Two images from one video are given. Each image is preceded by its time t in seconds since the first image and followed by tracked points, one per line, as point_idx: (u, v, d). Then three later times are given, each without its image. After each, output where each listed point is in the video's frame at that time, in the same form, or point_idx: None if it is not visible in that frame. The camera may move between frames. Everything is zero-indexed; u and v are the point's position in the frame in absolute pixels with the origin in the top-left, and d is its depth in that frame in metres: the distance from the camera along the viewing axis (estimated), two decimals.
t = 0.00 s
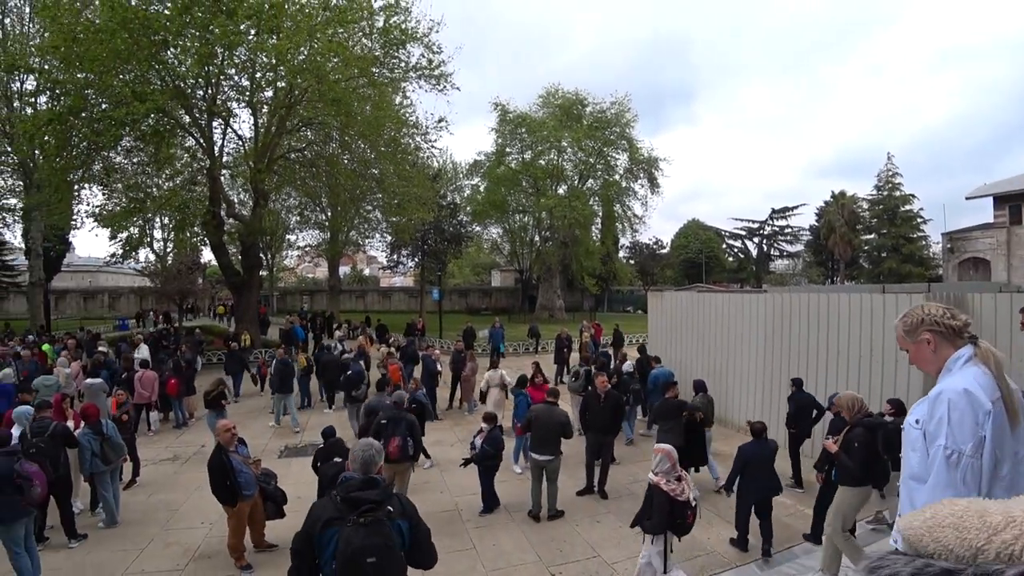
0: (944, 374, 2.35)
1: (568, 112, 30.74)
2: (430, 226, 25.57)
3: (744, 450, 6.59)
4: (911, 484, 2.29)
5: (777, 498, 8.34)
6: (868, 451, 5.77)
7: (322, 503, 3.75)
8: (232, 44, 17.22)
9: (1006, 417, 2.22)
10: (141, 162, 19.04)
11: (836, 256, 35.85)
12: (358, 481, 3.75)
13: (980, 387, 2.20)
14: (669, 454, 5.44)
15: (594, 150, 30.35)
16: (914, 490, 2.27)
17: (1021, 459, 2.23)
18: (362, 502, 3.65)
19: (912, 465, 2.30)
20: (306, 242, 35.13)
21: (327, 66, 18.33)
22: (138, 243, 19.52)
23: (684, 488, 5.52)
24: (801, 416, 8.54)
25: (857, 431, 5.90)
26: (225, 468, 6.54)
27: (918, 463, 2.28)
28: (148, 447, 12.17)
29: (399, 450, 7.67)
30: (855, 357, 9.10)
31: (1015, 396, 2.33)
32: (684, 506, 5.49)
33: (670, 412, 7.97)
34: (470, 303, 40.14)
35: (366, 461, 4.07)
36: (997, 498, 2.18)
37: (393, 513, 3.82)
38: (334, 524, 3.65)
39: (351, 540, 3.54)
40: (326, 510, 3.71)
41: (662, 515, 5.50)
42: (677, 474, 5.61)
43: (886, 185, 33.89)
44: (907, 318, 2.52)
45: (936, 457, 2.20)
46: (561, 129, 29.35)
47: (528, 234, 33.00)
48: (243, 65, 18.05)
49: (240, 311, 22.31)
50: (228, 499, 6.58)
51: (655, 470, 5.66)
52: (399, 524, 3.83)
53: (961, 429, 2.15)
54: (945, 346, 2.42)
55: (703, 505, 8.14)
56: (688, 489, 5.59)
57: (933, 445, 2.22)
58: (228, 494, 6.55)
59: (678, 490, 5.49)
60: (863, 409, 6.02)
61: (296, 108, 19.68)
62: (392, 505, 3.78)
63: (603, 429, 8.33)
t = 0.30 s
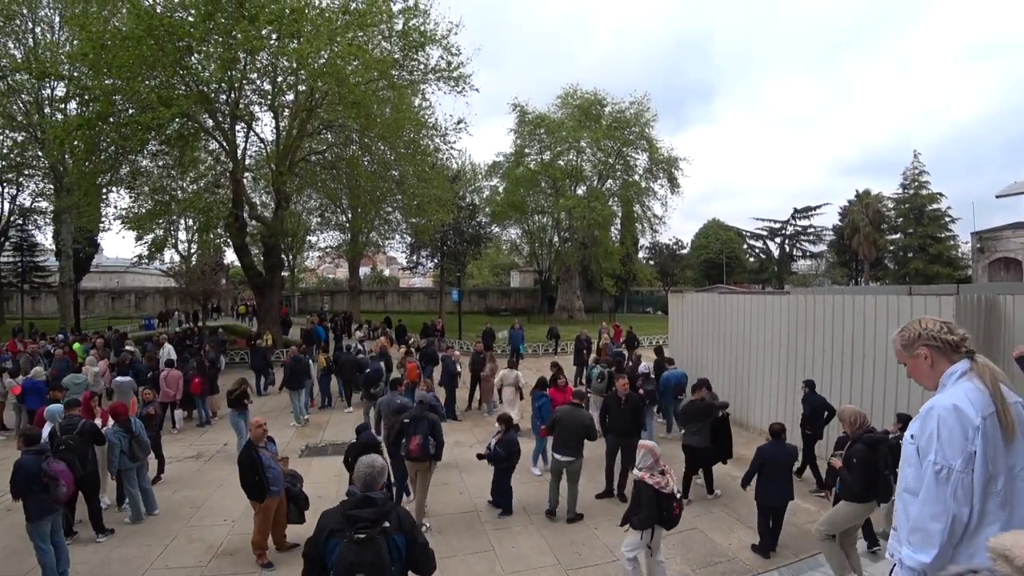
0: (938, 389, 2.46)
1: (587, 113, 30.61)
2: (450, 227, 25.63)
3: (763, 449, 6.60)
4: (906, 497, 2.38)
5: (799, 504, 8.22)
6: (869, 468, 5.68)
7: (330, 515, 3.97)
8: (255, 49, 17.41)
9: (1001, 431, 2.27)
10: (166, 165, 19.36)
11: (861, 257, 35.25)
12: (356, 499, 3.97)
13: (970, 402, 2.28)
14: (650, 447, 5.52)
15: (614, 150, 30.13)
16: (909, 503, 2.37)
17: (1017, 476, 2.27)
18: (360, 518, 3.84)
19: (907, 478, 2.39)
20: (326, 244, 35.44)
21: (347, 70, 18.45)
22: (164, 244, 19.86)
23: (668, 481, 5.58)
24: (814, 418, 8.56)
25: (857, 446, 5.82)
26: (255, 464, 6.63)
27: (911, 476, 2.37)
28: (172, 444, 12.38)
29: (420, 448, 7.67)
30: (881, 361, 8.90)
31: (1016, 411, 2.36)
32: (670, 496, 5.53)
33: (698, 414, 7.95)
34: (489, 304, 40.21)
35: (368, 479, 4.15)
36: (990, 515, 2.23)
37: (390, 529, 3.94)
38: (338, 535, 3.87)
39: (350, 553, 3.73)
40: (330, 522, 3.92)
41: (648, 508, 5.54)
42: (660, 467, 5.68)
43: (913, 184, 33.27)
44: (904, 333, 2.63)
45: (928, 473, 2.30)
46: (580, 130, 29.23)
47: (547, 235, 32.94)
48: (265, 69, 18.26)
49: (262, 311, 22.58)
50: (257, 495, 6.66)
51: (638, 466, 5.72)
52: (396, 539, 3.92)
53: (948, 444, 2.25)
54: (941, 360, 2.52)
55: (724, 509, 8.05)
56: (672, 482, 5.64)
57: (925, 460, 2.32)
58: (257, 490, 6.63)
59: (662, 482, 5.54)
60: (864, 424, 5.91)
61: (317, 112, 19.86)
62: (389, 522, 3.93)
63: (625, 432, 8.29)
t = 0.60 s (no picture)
0: (953, 426, 2.37)
1: (604, 112, 30.48)
2: (468, 228, 25.72)
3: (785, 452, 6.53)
4: (912, 530, 2.30)
5: (820, 511, 8.10)
6: (867, 481, 5.57)
7: (345, 507, 4.05)
8: (275, 52, 17.62)
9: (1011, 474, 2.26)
10: (188, 168, 19.62)
11: (885, 257, 34.70)
12: (370, 490, 3.97)
13: (992, 445, 2.22)
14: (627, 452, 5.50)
15: (632, 150, 29.95)
16: (913, 537, 2.29)
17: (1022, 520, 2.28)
18: (373, 508, 3.89)
19: (914, 512, 2.30)
20: (345, 244, 35.78)
21: (365, 72, 18.57)
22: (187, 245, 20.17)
23: (644, 485, 5.56)
24: (827, 416, 8.71)
25: (855, 459, 5.70)
26: (280, 457, 6.73)
27: (919, 511, 2.27)
28: (193, 442, 12.55)
29: (435, 446, 7.73)
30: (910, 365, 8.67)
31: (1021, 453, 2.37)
32: (646, 501, 5.52)
33: (730, 415, 7.91)
34: (507, 305, 40.28)
35: (379, 474, 4.09)
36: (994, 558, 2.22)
37: (400, 520, 4.01)
38: (352, 524, 3.95)
39: (364, 543, 3.80)
40: (345, 512, 3.98)
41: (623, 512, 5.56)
42: (640, 470, 5.66)
43: (939, 182, 32.67)
44: (917, 365, 2.53)
45: (941, 510, 2.20)
46: (597, 130, 29.11)
47: (565, 235, 32.92)
48: (284, 72, 18.45)
49: (282, 311, 22.83)
50: (280, 488, 6.75)
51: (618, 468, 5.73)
52: (406, 530, 4.00)
53: (971, 485, 2.17)
54: (955, 396, 2.44)
55: (744, 515, 7.96)
56: (650, 486, 5.63)
57: (939, 499, 2.22)
58: (280, 483, 6.72)
59: (637, 486, 5.54)
60: (863, 436, 5.71)
61: (336, 113, 20.00)
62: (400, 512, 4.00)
63: (643, 435, 8.23)
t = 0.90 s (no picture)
0: (950, 452, 2.47)
1: (619, 111, 30.32)
2: (482, 228, 25.75)
3: (801, 451, 6.46)
4: (907, 551, 2.41)
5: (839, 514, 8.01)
6: (844, 499, 5.50)
7: (371, 518, 4.08)
8: (291, 55, 17.78)
9: (1002, 498, 2.38)
10: (207, 170, 19.83)
11: (906, 256, 34.18)
12: (393, 503, 4.03)
13: (984, 474, 2.33)
14: (616, 444, 5.79)
15: (647, 148, 29.77)
16: (908, 557, 2.40)
17: (1010, 543, 2.40)
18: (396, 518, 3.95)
19: (909, 533, 2.42)
20: (361, 244, 36.00)
21: (381, 74, 18.68)
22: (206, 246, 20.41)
23: (629, 476, 5.82)
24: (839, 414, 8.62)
25: (837, 476, 5.59)
26: (300, 453, 6.79)
27: (914, 532, 2.40)
28: (212, 439, 12.70)
29: (448, 440, 7.80)
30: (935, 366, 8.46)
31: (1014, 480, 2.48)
32: (631, 491, 5.79)
33: (754, 415, 7.86)
34: (522, 304, 40.28)
35: (399, 487, 4.13)
36: None
37: (422, 528, 4.06)
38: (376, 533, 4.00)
39: (392, 551, 3.85)
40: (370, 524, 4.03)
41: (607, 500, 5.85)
42: (628, 463, 5.95)
43: (962, 178, 32.12)
44: (918, 392, 2.60)
45: (932, 534, 2.33)
46: (612, 128, 28.97)
47: (580, 234, 32.85)
48: (301, 75, 18.59)
49: (299, 311, 23.04)
50: (298, 480, 6.83)
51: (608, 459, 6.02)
52: (429, 537, 4.05)
53: (963, 513, 2.28)
54: (954, 424, 2.52)
55: (762, 517, 7.90)
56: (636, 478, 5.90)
57: (932, 523, 2.34)
58: (299, 476, 6.80)
59: (623, 477, 5.82)
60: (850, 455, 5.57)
61: (351, 115, 20.10)
62: (422, 522, 4.05)
63: (656, 435, 8.15)
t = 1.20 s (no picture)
0: (939, 444, 2.58)
1: (634, 111, 30.21)
2: (497, 229, 25.79)
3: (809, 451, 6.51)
4: (897, 538, 2.51)
5: (854, 520, 7.90)
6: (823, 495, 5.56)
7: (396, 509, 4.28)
8: (307, 57, 17.91)
9: (993, 484, 2.42)
10: (224, 171, 20.02)
11: (926, 258, 33.71)
12: (416, 496, 4.23)
13: (965, 461, 2.42)
14: (607, 443, 5.82)
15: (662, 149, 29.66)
16: (900, 545, 2.49)
17: (1004, 530, 2.42)
18: (420, 512, 4.12)
19: (900, 521, 2.51)
20: (376, 245, 36.18)
21: (396, 75, 18.79)
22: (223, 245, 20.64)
23: (617, 473, 5.93)
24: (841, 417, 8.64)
25: (816, 473, 5.63)
26: (312, 451, 6.82)
27: (904, 519, 2.50)
28: (227, 437, 12.81)
29: (464, 438, 7.81)
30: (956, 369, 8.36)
31: (1013, 472, 2.51)
32: (617, 487, 5.91)
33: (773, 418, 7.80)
34: (535, 305, 40.28)
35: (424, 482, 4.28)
36: (973, 563, 2.39)
37: (442, 522, 4.24)
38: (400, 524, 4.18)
39: (413, 542, 4.03)
40: (395, 515, 4.21)
41: (595, 495, 5.98)
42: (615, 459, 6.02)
43: (983, 179, 31.62)
44: (911, 388, 2.73)
45: (919, 521, 2.43)
46: (627, 129, 28.84)
47: (594, 235, 32.77)
48: (317, 77, 18.73)
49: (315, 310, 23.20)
50: (313, 483, 6.86)
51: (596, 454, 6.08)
52: (447, 532, 4.22)
53: (943, 499, 2.39)
54: (944, 417, 2.62)
55: (776, 523, 7.80)
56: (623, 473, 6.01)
57: (917, 508, 2.46)
58: (313, 477, 6.83)
59: (611, 474, 5.92)
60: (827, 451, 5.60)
61: (366, 116, 20.22)
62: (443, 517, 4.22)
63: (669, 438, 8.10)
